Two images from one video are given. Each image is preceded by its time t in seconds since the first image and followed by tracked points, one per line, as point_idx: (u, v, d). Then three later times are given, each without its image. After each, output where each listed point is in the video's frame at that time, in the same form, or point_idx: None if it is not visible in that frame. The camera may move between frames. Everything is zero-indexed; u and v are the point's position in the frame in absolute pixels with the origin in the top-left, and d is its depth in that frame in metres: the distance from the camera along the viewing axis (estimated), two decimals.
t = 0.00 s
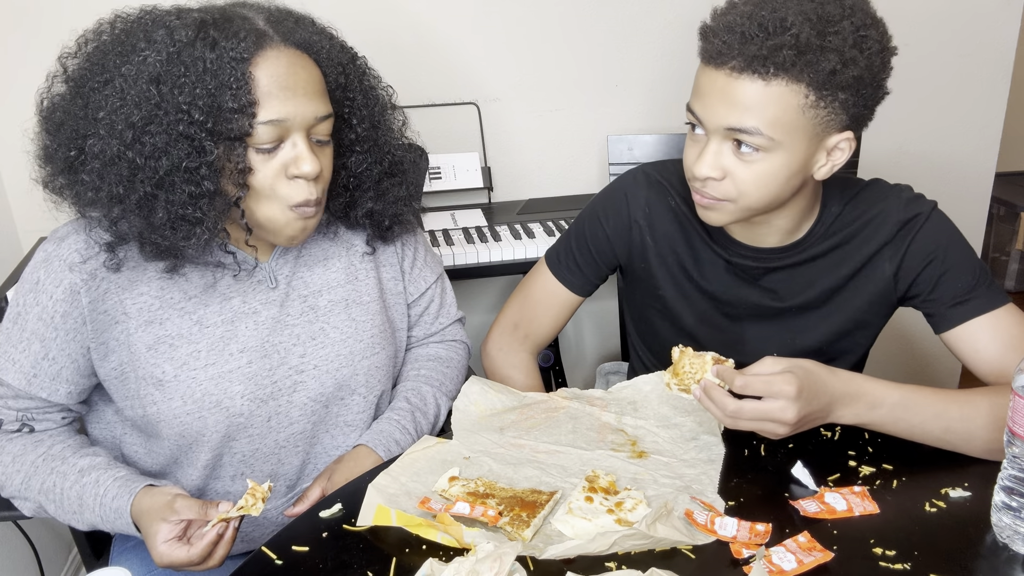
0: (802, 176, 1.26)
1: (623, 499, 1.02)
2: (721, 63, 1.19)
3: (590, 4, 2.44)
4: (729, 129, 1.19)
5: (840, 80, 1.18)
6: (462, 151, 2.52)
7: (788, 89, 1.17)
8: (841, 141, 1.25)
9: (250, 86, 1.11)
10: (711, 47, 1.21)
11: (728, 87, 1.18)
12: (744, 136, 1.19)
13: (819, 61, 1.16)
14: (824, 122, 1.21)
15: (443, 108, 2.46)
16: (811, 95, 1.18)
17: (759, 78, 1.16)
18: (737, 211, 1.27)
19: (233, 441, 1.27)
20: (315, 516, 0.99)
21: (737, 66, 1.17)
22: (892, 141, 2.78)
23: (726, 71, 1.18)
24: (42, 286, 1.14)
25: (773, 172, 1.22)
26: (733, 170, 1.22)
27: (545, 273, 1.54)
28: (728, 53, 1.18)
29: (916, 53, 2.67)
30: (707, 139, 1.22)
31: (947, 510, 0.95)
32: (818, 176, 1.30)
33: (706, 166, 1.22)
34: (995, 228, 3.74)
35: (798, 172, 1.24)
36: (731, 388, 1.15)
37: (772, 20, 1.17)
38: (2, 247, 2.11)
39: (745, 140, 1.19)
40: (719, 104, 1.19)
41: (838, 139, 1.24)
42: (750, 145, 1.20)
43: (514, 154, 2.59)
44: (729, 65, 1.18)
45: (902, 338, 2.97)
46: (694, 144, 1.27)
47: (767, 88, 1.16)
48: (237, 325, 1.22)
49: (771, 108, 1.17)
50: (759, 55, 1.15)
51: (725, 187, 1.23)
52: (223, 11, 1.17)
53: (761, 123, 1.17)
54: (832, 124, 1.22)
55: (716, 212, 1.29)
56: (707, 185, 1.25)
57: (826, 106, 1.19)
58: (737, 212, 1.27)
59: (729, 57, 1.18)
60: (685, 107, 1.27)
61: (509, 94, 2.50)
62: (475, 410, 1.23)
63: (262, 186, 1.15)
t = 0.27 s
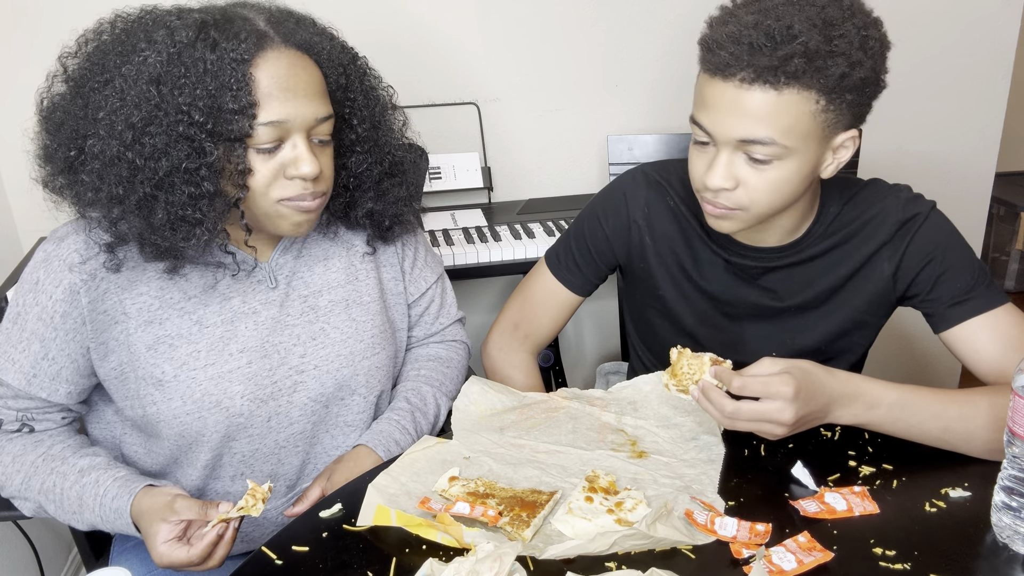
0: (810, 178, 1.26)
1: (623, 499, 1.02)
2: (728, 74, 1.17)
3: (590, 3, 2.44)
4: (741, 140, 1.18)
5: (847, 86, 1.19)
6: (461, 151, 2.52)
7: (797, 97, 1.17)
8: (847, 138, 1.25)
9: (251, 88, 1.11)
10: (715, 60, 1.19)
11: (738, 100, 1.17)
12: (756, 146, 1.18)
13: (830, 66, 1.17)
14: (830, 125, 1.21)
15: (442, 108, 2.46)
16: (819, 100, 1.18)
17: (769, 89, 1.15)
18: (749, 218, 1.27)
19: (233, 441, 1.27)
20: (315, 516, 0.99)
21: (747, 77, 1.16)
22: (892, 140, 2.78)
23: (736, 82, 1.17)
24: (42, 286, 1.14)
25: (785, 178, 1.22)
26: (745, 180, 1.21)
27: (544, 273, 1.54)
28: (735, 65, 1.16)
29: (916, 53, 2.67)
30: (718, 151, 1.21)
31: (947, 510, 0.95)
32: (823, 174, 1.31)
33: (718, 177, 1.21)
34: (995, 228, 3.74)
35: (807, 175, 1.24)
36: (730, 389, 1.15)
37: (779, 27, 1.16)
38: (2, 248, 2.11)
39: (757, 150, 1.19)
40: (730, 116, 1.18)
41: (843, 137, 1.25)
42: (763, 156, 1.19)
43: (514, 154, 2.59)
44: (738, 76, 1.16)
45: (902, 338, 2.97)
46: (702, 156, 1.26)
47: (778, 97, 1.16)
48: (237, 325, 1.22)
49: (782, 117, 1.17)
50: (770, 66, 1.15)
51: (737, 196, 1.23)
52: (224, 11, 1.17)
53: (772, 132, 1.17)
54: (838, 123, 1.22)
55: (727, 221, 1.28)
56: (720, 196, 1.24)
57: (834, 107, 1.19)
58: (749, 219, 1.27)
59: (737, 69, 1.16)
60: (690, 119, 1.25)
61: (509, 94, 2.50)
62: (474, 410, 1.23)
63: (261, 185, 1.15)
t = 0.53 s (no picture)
0: (816, 178, 1.26)
1: (623, 499, 1.02)
2: (735, 79, 1.17)
3: (590, 3, 2.44)
4: (750, 145, 1.18)
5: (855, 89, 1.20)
6: (462, 151, 2.52)
7: (805, 99, 1.16)
8: (850, 137, 1.26)
9: (252, 89, 1.11)
10: (720, 65, 1.18)
11: (747, 105, 1.16)
12: (764, 150, 1.18)
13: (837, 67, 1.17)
14: (835, 125, 1.21)
15: (443, 108, 2.46)
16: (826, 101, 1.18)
17: (778, 93, 1.15)
18: (758, 221, 1.27)
19: (233, 442, 1.27)
20: (316, 516, 0.99)
21: (754, 81, 1.15)
22: (892, 140, 2.78)
23: (743, 87, 1.16)
24: (42, 286, 1.14)
25: (792, 180, 1.22)
26: (753, 184, 1.21)
27: (544, 274, 1.54)
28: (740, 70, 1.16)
29: (915, 52, 2.67)
30: (727, 156, 1.21)
31: (947, 510, 0.95)
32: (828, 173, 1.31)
33: (728, 183, 1.21)
34: (995, 228, 3.74)
35: (814, 176, 1.24)
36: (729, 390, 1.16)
37: (784, 30, 1.16)
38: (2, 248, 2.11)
39: (766, 154, 1.19)
40: (739, 121, 1.17)
41: (848, 137, 1.25)
42: (772, 160, 1.19)
43: (514, 154, 2.59)
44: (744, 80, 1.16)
45: (902, 338, 2.97)
46: (709, 159, 1.25)
47: (787, 100, 1.15)
48: (237, 325, 1.22)
49: (791, 121, 1.16)
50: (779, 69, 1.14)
51: (747, 201, 1.23)
52: (224, 12, 1.17)
53: (781, 135, 1.17)
54: (843, 123, 1.22)
55: (736, 226, 1.29)
56: (730, 201, 1.24)
57: (839, 108, 1.20)
58: (759, 223, 1.27)
59: (744, 73, 1.16)
60: (696, 124, 1.25)
61: (509, 94, 2.50)
62: (475, 410, 1.23)
63: (263, 186, 1.15)
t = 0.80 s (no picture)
0: (802, 180, 1.26)
1: (623, 499, 1.02)
2: (717, 76, 1.18)
3: (590, 3, 2.44)
4: (730, 142, 1.18)
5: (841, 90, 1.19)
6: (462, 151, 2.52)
7: (787, 98, 1.17)
8: (840, 142, 1.25)
9: (213, 79, 1.10)
10: (704, 62, 1.20)
11: (727, 102, 1.17)
12: (744, 149, 1.19)
13: (819, 68, 1.16)
14: (822, 126, 1.21)
15: (443, 108, 2.46)
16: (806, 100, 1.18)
17: (758, 91, 1.16)
18: (740, 221, 1.27)
19: (235, 442, 1.27)
20: (316, 516, 0.99)
21: (734, 78, 1.16)
22: (892, 141, 2.78)
23: (724, 85, 1.17)
24: (43, 287, 1.14)
25: (774, 180, 1.21)
26: (733, 183, 1.21)
27: (541, 275, 1.54)
28: (724, 65, 1.17)
29: (915, 53, 2.67)
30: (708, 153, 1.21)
31: (947, 510, 0.95)
32: (818, 177, 1.31)
33: (708, 179, 1.22)
34: (995, 228, 3.74)
35: (799, 177, 1.24)
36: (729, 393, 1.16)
37: (767, 28, 1.16)
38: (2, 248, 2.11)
39: (746, 153, 1.19)
40: (720, 118, 1.18)
41: (837, 140, 1.25)
42: (751, 159, 1.19)
43: (514, 154, 2.59)
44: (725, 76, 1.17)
45: (902, 338, 2.97)
46: (694, 156, 1.26)
47: (766, 100, 1.16)
48: (238, 326, 1.22)
49: (770, 120, 1.17)
50: (757, 68, 1.15)
51: (727, 199, 1.23)
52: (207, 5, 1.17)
53: (761, 134, 1.17)
54: (830, 127, 1.22)
55: (720, 225, 1.29)
56: (711, 198, 1.25)
57: (824, 111, 1.19)
58: (741, 222, 1.28)
59: (724, 69, 1.17)
60: (682, 121, 1.26)
61: (509, 94, 2.50)
62: (475, 410, 1.23)
63: (222, 179, 1.14)
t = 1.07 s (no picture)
0: (792, 175, 1.26)
1: (623, 499, 1.02)
2: (709, 63, 1.19)
3: (590, 3, 2.44)
4: (719, 129, 1.19)
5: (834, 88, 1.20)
6: (462, 151, 2.52)
7: (775, 87, 1.17)
8: (832, 139, 1.25)
9: (167, 83, 1.12)
10: (698, 47, 1.21)
11: (717, 88, 1.18)
12: (732, 136, 1.19)
13: (809, 60, 1.16)
14: (812, 120, 1.21)
15: (443, 108, 2.46)
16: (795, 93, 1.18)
17: (748, 78, 1.16)
18: (727, 212, 1.26)
19: (232, 444, 1.27)
20: (315, 516, 0.99)
21: (724, 65, 1.17)
22: (891, 141, 2.78)
23: (714, 71, 1.18)
24: (42, 286, 1.14)
25: (763, 170, 1.21)
26: (722, 170, 1.21)
27: (536, 275, 1.54)
28: (715, 53, 1.18)
29: (915, 53, 2.67)
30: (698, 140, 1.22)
31: (947, 510, 0.95)
32: (809, 175, 1.30)
33: (696, 166, 1.22)
34: (995, 228, 3.74)
35: (787, 170, 1.24)
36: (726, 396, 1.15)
37: (760, 18, 1.17)
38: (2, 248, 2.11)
39: (735, 140, 1.19)
40: (709, 104, 1.19)
41: (827, 137, 1.24)
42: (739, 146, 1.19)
43: (514, 154, 2.59)
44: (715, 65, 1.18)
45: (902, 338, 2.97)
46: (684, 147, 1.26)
47: (755, 87, 1.16)
48: (235, 327, 1.22)
49: (759, 107, 1.17)
50: (746, 54, 1.16)
51: (715, 187, 1.23)
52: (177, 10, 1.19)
53: (750, 122, 1.17)
54: (821, 122, 1.22)
55: (707, 216, 1.28)
56: (698, 186, 1.24)
57: (814, 103, 1.19)
58: (728, 214, 1.27)
59: (714, 57, 1.18)
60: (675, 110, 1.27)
61: (509, 94, 2.50)
62: (474, 410, 1.23)
63: (188, 178, 1.14)
